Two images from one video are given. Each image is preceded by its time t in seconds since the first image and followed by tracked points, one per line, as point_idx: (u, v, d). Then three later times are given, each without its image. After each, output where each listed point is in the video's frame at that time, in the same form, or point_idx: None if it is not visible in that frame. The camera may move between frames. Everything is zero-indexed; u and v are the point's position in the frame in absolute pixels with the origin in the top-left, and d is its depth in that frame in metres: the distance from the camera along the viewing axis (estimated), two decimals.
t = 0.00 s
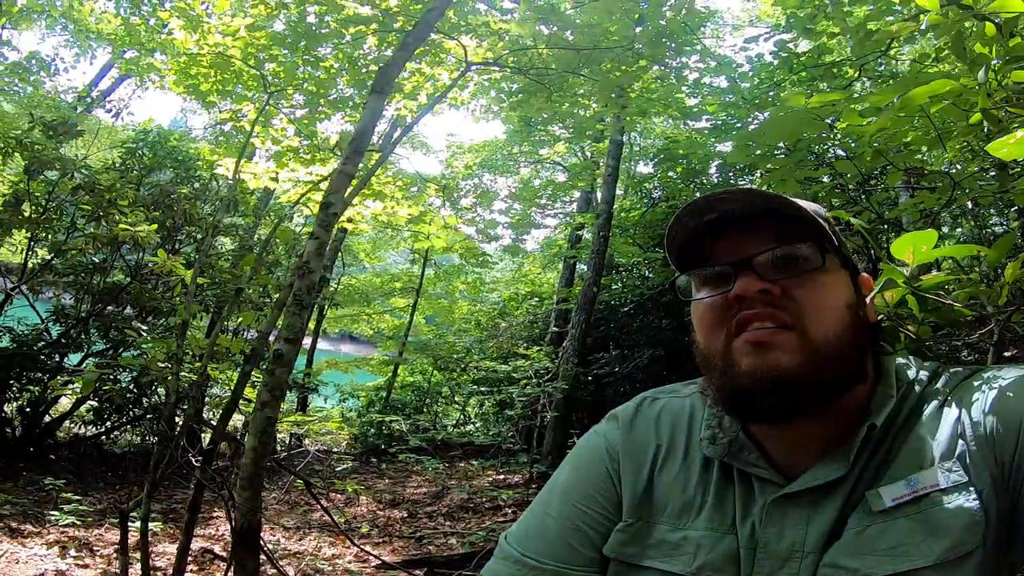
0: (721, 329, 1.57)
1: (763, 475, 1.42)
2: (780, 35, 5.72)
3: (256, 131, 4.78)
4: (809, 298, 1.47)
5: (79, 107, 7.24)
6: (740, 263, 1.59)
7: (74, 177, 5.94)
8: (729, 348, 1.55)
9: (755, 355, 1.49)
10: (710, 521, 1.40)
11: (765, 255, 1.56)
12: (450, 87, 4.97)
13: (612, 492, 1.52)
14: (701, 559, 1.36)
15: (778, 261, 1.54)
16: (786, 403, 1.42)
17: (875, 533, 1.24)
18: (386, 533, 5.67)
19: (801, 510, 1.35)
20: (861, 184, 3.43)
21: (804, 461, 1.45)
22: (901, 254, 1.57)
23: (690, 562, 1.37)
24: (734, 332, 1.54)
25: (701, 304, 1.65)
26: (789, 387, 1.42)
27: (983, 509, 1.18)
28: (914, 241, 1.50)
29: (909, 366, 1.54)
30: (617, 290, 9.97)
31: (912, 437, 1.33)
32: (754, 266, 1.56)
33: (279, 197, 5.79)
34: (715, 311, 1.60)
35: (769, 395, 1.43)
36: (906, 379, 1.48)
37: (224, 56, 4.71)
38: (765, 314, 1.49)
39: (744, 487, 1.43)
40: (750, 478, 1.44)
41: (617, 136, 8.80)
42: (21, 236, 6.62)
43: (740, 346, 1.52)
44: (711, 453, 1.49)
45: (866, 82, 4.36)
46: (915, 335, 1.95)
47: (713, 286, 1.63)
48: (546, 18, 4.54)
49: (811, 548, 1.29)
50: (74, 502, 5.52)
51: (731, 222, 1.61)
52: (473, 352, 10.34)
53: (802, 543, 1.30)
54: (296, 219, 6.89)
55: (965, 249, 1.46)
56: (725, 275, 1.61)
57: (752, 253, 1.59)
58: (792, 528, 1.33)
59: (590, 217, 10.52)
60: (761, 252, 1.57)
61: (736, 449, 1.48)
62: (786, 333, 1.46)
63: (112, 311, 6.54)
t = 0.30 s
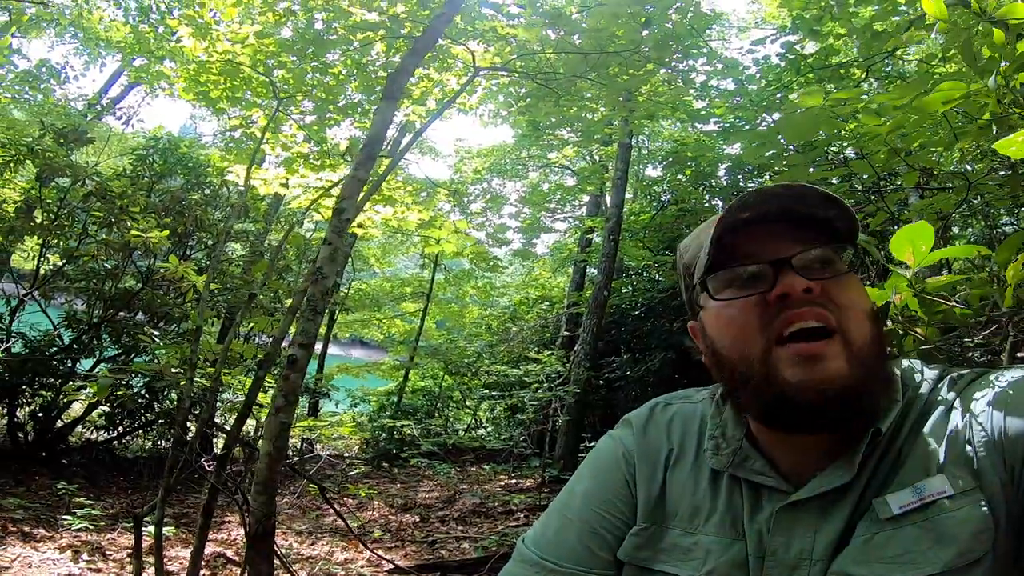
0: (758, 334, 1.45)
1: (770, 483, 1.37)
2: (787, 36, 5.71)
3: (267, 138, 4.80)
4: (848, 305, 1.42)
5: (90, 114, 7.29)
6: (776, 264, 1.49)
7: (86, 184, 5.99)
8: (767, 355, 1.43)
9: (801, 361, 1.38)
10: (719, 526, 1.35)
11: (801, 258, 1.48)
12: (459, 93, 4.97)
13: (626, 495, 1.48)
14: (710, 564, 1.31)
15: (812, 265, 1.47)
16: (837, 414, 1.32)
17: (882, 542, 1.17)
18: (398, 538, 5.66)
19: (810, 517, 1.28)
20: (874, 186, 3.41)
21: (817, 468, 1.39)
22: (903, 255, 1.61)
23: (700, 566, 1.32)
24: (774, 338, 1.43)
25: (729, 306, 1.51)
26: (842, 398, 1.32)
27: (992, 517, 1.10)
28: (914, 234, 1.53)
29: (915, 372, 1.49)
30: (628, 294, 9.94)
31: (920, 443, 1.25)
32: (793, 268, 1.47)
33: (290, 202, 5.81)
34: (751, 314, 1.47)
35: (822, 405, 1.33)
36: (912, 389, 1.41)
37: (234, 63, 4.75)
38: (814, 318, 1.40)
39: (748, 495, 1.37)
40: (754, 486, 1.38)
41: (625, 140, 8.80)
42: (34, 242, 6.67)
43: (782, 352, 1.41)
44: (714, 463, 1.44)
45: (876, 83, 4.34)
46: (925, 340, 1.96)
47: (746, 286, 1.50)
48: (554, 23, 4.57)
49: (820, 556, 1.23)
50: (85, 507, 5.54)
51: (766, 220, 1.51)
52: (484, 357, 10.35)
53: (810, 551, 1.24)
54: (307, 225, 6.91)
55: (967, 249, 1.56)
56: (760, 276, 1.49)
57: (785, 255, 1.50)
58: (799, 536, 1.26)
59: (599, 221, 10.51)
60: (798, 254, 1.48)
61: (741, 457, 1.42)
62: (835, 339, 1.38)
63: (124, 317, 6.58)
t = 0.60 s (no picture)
0: (788, 318, 1.31)
1: (775, 475, 1.30)
2: (790, 36, 5.70)
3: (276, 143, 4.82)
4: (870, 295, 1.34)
5: (99, 121, 7.34)
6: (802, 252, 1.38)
7: (96, 190, 6.05)
8: (797, 342, 1.29)
9: (838, 348, 1.26)
10: (726, 517, 1.28)
11: (824, 247, 1.39)
12: (467, 97, 4.99)
13: (639, 483, 1.39)
14: (718, 554, 1.24)
15: (836, 255, 1.38)
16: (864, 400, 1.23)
17: (883, 533, 1.13)
18: (411, 539, 5.67)
19: (812, 508, 1.23)
20: (884, 185, 3.40)
21: (817, 460, 1.33)
22: (903, 251, 1.58)
23: (707, 556, 1.25)
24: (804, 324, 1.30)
25: (752, 291, 1.37)
26: (874, 385, 1.24)
27: (994, 508, 1.07)
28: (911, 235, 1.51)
29: (914, 361, 1.45)
30: (637, 296, 9.93)
31: (921, 430, 1.21)
32: (819, 254, 1.36)
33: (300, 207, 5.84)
34: (780, 298, 1.32)
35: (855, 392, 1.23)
36: (914, 374, 1.37)
37: (242, 69, 4.79)
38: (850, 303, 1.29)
39: (754, 487, 1.31)
40: (760, 478, 1.31)
41: (632, 142, 8.81)
42: (47, 248, 6.72)
43: (816, 339, 1.28)
44: (713, 460, 1.36)
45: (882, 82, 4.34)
46: (929, 333, 2.04)
47: (770, 272, 1.37)
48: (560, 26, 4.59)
49: (822, 546, 1.18)
50: (97, 510, 5.56)
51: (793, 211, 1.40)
52: (495, 360, 10.39)
53: (813, 542, 1.19)
54: (316, 229, 6.95)
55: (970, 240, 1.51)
56: (784, 262, 1.37)
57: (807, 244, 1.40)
58: (802, 528, 1.21)
59: (607, 224, 10.52)
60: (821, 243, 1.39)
61: (743, 450, 1.35)
62: (868, 326, 1.28)
63: (135, 322, 6.62)
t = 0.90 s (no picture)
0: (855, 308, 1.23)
1: (800, 469, 1.25)
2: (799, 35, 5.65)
3: (292, 150, 4.85)
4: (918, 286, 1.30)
5: (115, 131, 7.42)
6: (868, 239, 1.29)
7: (113, 199, 6.15)
8: (862, 333, 1.22)
9: (901, 343, 1.21)
10: (747, 513, 1.23)
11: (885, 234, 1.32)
12: (480, 101, 5.00)
13: (657, 480, 1.33)
14: (739, 550, 1.20)
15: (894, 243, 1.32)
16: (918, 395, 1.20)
17: (907, 525, 1.10)
18: (432, 543, 5.66)
19: (837, 503, 1.19)
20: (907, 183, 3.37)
21: (843, 457, 1.28)
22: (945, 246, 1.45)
23: (729, 553, 1.20)
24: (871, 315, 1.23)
25: (818, 276, 1.27)
26: (930, 381, 1.20)
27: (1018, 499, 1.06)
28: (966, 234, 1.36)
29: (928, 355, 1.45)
30: (653, 298, 9.87)
31: (942, 420, 1.20)
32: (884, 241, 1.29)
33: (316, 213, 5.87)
34: (849, 287, 1.23)
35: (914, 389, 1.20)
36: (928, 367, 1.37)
37: (257, 77, 4.84)
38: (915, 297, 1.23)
39: (776, 483, 1.26)
40: (783, 474, 1.26)
41: (644, 144, 8.81)
42: (65, 256, 6.79)
43: (880, 333, 1.22)
44: (740, 454, 1.30)
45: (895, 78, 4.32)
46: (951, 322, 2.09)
47: (838, 257, 1.27)
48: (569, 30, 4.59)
49: (851, 540, 1.15)
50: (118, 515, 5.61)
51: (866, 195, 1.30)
52: (513, 364, 10.45)
53: (842, 535, 1.16)
54: (331, 235, 6.98)
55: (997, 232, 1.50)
56: (854, 247, 1.27)
57: (873, 228, 1.31)
58: (829, 523, 1.17)
59: (622, 227, 10.53)
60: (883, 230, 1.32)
61: (766, 445, 1.30)
62: (926, 321, 1.24)
63: (153, 329, 6.72)
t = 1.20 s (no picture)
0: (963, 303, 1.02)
1: (851, 457, 1.11)
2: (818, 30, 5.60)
3: (317, 158, 4.89)
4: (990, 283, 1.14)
5: (143, 144, 7.58)
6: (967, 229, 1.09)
7: (143, 210, 6.32)
8: (964, 331, 1.02)
9: (1001, 346, 1.02)
10: (792, 503, 1.10)
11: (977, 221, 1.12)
12: (501, 106, 5.01)
13: (690, 466, 1.18)
14: (782, 544, 1.07)
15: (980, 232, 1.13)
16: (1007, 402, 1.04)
17: (962, 517, 1.00)
18: (463, 547, 5.65)
19: (894, 494, 1.06)
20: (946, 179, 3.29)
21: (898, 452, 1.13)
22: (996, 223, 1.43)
23: (771, 546, 1.08)
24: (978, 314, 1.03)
25: (922, 264, 1.04)
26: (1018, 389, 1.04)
27: None
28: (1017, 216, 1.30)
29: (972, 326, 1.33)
30: (682, 300, 9.79)
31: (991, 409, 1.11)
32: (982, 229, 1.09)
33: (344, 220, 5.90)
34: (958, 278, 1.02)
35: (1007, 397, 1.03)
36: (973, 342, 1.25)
37: (281, 87, 4.93)
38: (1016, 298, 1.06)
39: (820, 471, 1.12)
40: (832, 461, 1.12)
41: (668, 146, 8.81)
42: (98, 266, 6.95)
43: (979, 332, 1.02)
44: (788, 442, 1.15)
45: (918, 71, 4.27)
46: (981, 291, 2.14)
47: (944, 244, 1.05)
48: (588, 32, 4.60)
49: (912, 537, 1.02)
50: (149, 518, 5.69)
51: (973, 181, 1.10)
52: (544, 370, 10.78)
53: (897, 529, 1.03)
54: (359, 242, 7.06)
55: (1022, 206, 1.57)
56: (959, 230, 1.06)
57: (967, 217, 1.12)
58: (882, 515, 1.05)
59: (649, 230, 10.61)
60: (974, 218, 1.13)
61: (817, 431, 1.15)
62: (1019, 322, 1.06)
63: (185, 337, 6.83)
